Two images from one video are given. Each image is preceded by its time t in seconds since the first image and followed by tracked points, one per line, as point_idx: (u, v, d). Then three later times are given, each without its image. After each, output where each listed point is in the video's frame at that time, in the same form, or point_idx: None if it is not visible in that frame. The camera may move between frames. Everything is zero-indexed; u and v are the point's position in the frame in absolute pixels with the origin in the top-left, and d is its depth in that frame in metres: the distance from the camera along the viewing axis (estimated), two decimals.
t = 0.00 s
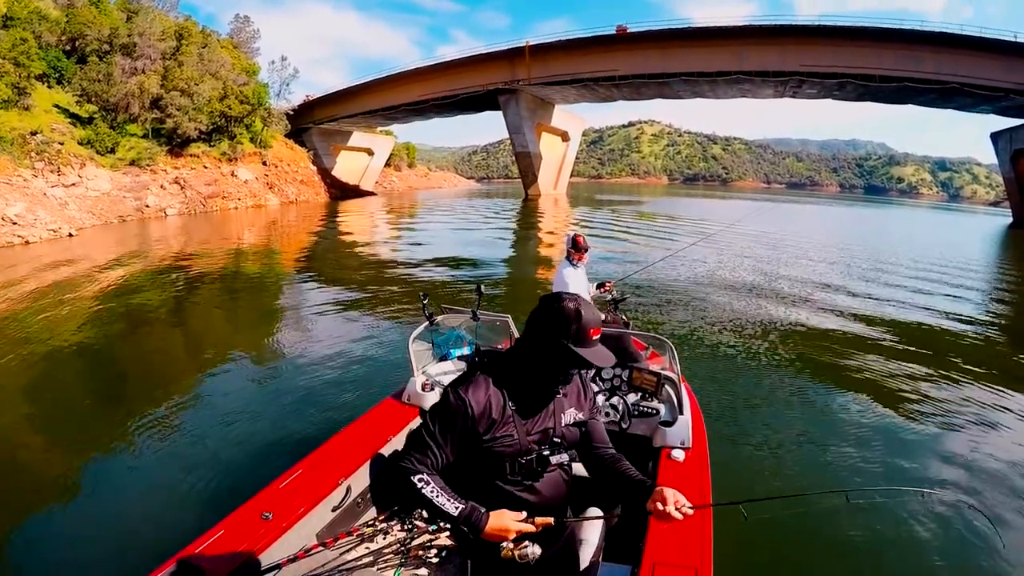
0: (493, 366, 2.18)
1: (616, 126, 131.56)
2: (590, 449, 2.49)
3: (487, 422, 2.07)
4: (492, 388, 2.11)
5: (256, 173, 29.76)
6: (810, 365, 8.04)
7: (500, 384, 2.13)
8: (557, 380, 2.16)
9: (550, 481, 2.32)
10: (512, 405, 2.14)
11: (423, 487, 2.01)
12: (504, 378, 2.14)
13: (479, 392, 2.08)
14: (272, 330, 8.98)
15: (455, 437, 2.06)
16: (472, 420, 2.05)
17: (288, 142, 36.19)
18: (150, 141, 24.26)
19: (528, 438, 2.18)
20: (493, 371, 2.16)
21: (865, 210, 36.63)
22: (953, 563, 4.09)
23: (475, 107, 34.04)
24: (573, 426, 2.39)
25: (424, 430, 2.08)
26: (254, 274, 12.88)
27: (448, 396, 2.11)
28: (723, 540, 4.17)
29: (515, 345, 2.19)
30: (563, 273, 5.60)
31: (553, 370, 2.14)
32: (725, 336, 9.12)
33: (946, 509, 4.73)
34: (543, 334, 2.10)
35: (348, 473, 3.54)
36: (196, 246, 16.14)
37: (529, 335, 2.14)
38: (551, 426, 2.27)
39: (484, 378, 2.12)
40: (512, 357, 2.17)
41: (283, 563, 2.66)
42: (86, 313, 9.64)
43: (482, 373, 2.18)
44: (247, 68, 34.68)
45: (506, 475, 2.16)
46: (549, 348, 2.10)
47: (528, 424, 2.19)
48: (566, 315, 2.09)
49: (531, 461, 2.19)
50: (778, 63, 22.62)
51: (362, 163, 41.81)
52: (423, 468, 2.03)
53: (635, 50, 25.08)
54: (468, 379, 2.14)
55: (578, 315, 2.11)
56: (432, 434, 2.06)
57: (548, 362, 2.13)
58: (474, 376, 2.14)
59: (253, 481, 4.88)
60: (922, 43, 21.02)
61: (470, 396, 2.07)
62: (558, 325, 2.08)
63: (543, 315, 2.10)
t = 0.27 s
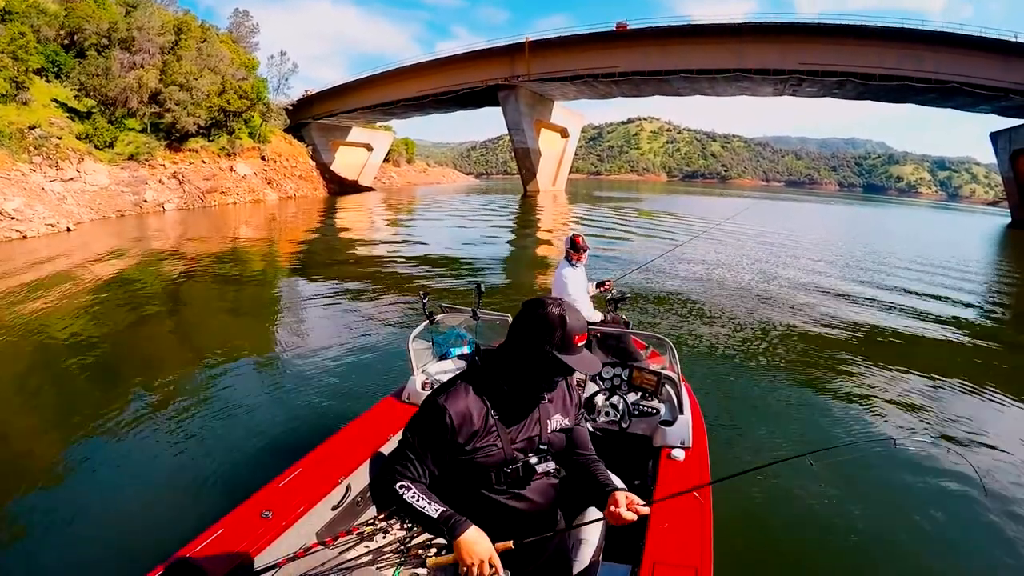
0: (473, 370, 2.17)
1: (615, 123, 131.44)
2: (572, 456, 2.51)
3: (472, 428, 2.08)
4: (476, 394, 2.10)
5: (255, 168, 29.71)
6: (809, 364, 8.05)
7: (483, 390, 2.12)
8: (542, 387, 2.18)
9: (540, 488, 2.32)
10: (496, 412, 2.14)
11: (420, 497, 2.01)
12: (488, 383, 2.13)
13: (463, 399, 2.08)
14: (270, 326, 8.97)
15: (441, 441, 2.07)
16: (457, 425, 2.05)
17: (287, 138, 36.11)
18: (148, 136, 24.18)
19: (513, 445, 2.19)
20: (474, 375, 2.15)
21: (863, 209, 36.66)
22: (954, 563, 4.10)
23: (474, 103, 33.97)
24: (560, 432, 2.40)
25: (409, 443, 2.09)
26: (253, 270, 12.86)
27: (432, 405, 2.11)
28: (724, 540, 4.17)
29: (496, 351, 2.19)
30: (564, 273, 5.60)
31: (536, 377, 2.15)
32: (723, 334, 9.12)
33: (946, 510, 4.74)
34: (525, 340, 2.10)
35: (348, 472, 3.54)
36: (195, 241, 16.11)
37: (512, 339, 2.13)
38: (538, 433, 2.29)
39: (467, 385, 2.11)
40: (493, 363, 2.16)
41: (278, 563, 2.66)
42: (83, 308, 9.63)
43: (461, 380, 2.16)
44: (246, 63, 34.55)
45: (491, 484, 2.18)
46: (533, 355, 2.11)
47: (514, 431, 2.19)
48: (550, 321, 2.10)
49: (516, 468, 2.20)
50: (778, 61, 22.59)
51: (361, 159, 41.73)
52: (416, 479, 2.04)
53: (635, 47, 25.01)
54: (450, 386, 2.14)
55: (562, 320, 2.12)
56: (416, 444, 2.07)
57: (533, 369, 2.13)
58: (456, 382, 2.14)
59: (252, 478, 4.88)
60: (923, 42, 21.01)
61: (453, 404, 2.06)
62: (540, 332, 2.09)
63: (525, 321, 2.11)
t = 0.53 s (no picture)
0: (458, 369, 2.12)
1: (614, 123, 131.55)
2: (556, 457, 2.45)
3: (468, 426, 2.03)
4: (465, 391, 2.07)
5: (254, 167, 29.70)
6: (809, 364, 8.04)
7: (471, 387, 2.09)
8: (523, 389, 2.18)
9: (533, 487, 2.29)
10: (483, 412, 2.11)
11: (462, 500, 1.93)
12: (474, 383, 2.09)
13: (454, 398, 2.02)
14: (268, 325, 8.95)
15: (459, 441, 1.99)
16: (457, 424, 1.99)
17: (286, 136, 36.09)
18: (148, 134, 24.16)
19: (498, 447, 2.14)
20: (458, 373, 2.11)
21: (861, 209, 36.71)
22: (957, 563, 4.10)
23: (473, 103, 33.95)
24: (547, 433, 2.36)
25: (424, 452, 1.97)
26: (251, 269, 12.86)
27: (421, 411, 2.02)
28: (723, 540, 4.17)
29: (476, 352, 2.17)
30: (564, 272, 5.59)
31: (517, 378, 2.13)
32: (721, 334, 9.11)
33: (944, 509, 4.76)
34: (506, 342, 2.08)
35: (348, 471, 3.54)
36: (193, 240, 16.11)
37: (492, 340, 2.10)
38: (523, 434, 2.25)
39: (453, 384, 2.06)
40: (475, 362, 2.13)
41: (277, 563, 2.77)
42: (82, 305, 9.64)
43: (442, 382, 2.10)
44: (245, 61, 34.51)
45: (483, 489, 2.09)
46: (515, 356, 2.09)
47: (499, 433, 2.16)
48: (530, 323, 2.08)
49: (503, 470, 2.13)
50: (777, 61, 22.62)
51: (360, 158, 41.70)
52: (448, 487, 1.93)
53: (635, 47, 25.01)
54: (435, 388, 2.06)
55: (543, 323, 2.11)
56: (437, 449, 1.95)
57: (513, 373, 2.12)
58: (440, 384, 2.08)
59: (251, 477, 4.88)
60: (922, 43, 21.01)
61: (442, 404, 2.01)
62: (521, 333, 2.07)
63: (505, 323, 2.08)
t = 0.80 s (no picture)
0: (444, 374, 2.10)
1: (613, 125, 131.74)
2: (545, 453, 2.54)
3: (461, 428, 2.01)
4: (453, 394, 2.05)
5: (253, 171, 29.72)
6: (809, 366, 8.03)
7: (459, 389, 2.08)
8: (509, 389, 2.16)
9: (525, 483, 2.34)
10: (472, 413, 2.11)
11: (466, 501, 1.93)
12: (460, 386, 2.08)
13: (443, 402, 2.01)
14: (268, 329, 8.94)
15: (456, 442, 1.98)
16: (451, 427, 1.98)
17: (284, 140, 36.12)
18: (147, 138, 24.16)
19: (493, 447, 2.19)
20: (444, 378, 2.10)
21: (860, 210, 36.78)
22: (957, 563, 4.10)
23: (472, 106, 34.00)
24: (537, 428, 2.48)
25: (423, 462, 1.93)
26: (251, 273, 12.86)
27: (414, 421, 1.99)
28: (723, 540, 4.18)
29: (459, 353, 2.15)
30: (563, 273, 5.58)
31: (502, 378, 2.12)
32: (721, 336, 9.09)
33: (942, 508, 4.78)
34: (486, 343, 2.07)
35: (348, 473, 3.54)
36: (193, 244, 16.10)
37: (474, 343, 2.09)
38: (516, 433, 2.31)
39: (441, 390, 2.05)
40: (460, 365, 2.12)
41: (278, 564, 2.80)
42: (80, 310, 9.63)
43: (430, 388, 2.08)
44: (244, 66, 34.56)
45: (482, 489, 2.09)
46: (498, 356, 2.08)
47: (492, 432, 2.21)
48: (509, 323, 2.07)
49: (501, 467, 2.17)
50: (775, 63, 22.65)
51: (359, 162, 41.73)
52: (452, 491, 1.92)
53: (633, 49, 25.05)
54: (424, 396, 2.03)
55: (523, 321, 2.09)
56: (437, 456, 1.92)
57: (498, 373, 2.11)
58: (427, 391, 2.05)
59: (250, 480, 4.87)
60: (920, 43, 21.03)
61: (432, 410, 1.98)
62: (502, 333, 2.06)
63: (485, 325, 2.08)
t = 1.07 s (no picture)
0: (428, 387, 2.12)
1: (611, 128, 131.94)
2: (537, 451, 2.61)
3: (448, 439, 2.02)
4: (437, 407, 2.08)
5: (251, 174, 29.73)
6: (809, 367, 7.99)
7: (443, 399, 2.10)
8: (491, 391, 2.14)
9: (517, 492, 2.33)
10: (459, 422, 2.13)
11: (456, 512, 1.89)
12: (443, 396, 2.10)
13: (431, 415, 2.03)
14: (267, 333, 8.94)
15: (446, 454, 1.99)
16: (438, 439, 1.98)
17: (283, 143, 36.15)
18: (146, 142, 24.17)
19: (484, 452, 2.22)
20: (429, 391, 2.12)
21: (859, 212, 36.85)
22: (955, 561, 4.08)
23: (470, 109, 34.04)
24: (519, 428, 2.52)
25: (411, 477, 1.95)
26: (250, 277, 12.85)
27: (401, 437, 2.00)
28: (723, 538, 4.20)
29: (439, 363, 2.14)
30: (564, 273, 5.58)
31: (483, 382, 2.10)
32: (720, 338, 9.08)
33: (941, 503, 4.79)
34: (464, 349, 2.05)
35: (348, 474, 3.55)
36: (191, 248, 16.08)
37: (452, 352, 2.07)
38: (504, 435, 2.37)
39: (427, 402, 2.07)
40: (441, 375, 2.12)
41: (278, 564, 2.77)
42: (78, 314, 9.61)
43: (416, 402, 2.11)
44: (243, 69, 34.60)
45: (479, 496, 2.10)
46: (477, 364, 2.05)
47: (482, 439, 2.24)
48: (484, 329, 2.03)
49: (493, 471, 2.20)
50: (773, 65, 22.70)
51: (358, 165, 41.75)
52: (441, 503, 1.90)
53: (631, 52, 25.11)
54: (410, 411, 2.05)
55: (499, 325, 2.05)
56: (425, 471, 1.93)
57: (478, 377, 2.08)
58: (414, 405, 2.07)
59: (249, 483, 4.86)
60: (917, 46, 21.09)
61: (419, 424, 2.00)
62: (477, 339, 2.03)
63: (462, 332, 2.06)
